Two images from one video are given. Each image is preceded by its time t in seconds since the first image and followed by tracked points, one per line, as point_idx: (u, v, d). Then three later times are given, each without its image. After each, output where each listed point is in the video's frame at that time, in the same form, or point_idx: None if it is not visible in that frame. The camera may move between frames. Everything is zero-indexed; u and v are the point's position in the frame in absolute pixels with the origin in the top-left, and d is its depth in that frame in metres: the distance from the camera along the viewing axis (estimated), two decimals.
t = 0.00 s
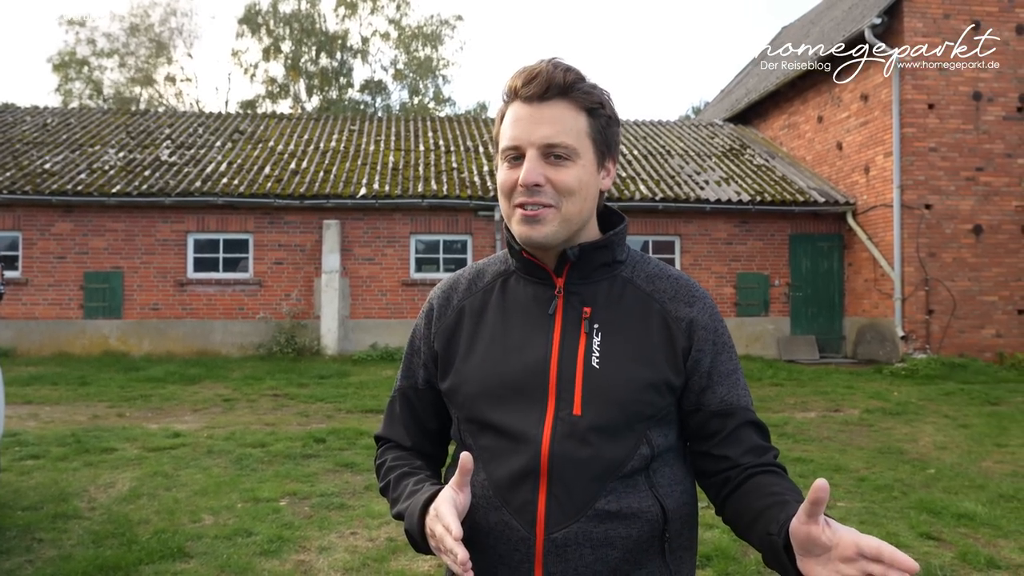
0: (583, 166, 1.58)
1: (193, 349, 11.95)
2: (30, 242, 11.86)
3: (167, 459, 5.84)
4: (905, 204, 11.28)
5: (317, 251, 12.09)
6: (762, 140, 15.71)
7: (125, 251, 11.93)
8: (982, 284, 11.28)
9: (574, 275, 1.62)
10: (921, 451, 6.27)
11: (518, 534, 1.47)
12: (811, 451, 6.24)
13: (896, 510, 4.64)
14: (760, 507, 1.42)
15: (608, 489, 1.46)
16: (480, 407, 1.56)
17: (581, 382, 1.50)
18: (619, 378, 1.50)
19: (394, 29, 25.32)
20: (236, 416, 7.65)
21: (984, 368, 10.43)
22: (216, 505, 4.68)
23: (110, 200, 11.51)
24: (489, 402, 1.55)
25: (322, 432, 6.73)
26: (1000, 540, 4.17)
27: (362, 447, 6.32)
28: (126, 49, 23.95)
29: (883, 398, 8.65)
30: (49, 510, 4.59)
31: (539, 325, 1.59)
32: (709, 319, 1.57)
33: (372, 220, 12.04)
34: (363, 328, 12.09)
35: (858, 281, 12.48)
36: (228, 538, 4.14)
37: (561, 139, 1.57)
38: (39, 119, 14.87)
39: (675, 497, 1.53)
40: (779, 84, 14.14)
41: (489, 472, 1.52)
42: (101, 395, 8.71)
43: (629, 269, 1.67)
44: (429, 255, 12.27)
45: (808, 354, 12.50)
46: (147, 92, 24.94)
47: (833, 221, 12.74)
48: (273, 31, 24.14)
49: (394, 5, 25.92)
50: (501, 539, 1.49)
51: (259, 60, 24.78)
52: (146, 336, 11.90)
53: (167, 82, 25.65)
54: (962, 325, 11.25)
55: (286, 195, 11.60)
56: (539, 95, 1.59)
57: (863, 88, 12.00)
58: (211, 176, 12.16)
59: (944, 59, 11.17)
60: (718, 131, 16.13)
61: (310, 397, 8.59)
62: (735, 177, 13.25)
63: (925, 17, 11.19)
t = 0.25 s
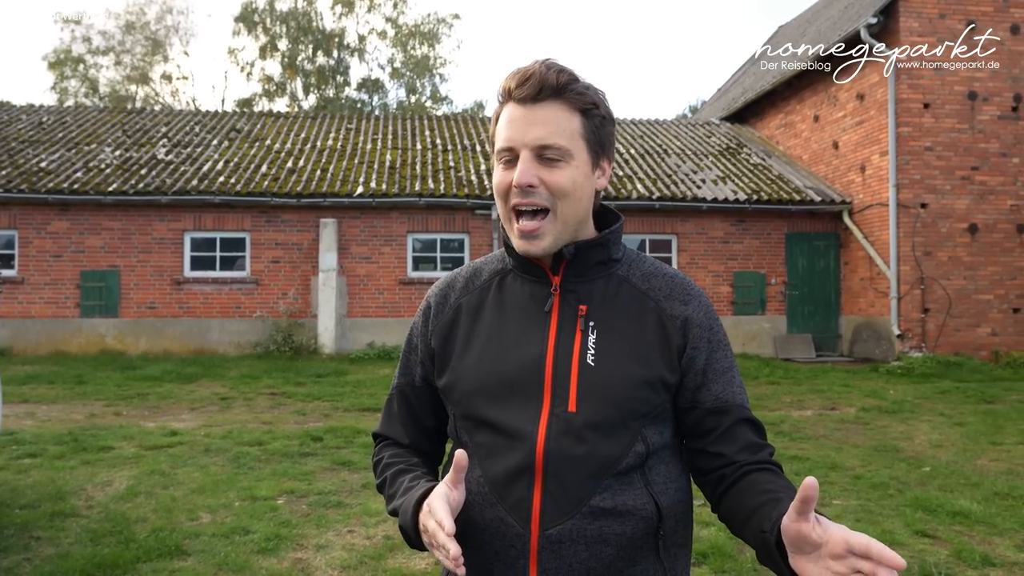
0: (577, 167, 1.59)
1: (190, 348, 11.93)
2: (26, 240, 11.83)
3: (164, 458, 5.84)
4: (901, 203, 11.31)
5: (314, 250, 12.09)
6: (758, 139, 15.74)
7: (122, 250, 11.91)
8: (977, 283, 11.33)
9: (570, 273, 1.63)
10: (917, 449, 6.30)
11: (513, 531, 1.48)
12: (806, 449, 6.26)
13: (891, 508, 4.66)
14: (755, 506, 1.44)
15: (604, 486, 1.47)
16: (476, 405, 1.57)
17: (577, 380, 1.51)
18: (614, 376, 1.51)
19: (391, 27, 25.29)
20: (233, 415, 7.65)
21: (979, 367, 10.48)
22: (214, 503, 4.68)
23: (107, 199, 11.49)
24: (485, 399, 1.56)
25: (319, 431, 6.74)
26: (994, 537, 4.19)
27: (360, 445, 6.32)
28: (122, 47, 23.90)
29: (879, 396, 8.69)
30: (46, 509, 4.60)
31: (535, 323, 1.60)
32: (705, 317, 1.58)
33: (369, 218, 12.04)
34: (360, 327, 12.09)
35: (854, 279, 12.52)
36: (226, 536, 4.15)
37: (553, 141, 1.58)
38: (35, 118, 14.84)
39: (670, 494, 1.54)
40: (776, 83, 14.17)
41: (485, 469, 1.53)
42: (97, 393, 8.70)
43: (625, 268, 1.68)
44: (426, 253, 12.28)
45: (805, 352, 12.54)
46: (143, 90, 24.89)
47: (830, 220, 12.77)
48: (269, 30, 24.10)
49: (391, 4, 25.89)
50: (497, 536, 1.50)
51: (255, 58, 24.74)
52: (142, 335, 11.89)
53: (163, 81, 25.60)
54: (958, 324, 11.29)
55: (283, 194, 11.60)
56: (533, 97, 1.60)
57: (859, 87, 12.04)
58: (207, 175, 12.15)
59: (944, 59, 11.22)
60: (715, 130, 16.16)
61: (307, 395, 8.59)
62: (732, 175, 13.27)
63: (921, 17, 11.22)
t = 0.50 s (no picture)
0: (546, 165, 1.58)
1: (189, 348, 11.94)
2: (24, 241, 11.83)
3: (163, 458, 5.85)
4: (898, 201, 11.33)
5: (313, 250, 12.09)
6: (757, 138, 15.75)
7: (121, 250, 11.91)
8: (975, 281, 11.35)
9: (564, 272, 1.64)
10: (915, 447, 6.32)
11: (511, 529, 1.49)
12: (805, 447, 6.28)
13: (889, 505, 4.68)
14: (751, 512, 1.44)
15: (601, 484, 1.49)
16: (471, 404, 1.58)
17: (572, 377, 1.53)
18: (608, 373, 1.52)
19: (390, 27, 25.29)
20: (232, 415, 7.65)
21: (977, 365, 10.50)
22: (213, 503, 4.69)
23: (105, 199, 11.49)
24: (481, 397, 1.57)
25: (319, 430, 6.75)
26: (992, 535, 4.21)
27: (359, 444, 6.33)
28: (120, 47, 23.88)
29: (877, 394, 8.71)
30: (45, 508, 4.60)
31: (529, 321, 1.61)
32: (699, 313, 1.60)
33: (368, 218, 12.05)
34: (359, 326, 12.10)
35: (852, 278, 12.54)
36: (225, 535, 4.16)
37: (521, 140, 1.58)
38: (33, 118, 14.83)
39: (667, 491, 1.55)
40: (774, 82, 14.17)
41: (482, 468, 1.54)
42: (97, 393, 8.71)
43: (619, 265, 1.69)
44: (425, 253, 12.29)
45: (803, 351, 12.56)
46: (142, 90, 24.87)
47: (828, 218, 12.79)
48: (268, 29, 24.07)
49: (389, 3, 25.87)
50: (494, 535, 1.51)
51: (254, 58, 24.72)
52: (141, 335, 11.89)
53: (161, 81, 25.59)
54: (956, 322, 11.31)
55: (282, 194, 11.61)
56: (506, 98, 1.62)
57: (858, 86, 12.06)
58: (206, 175, 12.15)
59: (944, 59, 11.24)
60: (713, 129, 16.17)
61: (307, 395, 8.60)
62: (730, 174, 13.29)
63: (920, 15, 11.18)
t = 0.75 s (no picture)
0: (562, 162, 1.60)
1: (189, 348, 11.95)
2: (24, 241, 11.84)
3: (163, 457, 5.86)
4: (897, 200, 11.33)
5: (312, 249, 12.09)
6: (756, 137, 15.76)
7: (120, 250, 11.91)
8: (974, 280, 11.37)
9: (561, 267, 1.65)
10: (914, 445, 6.33)
11: (504, 522, 1.50)
12: (804, 445, 6.29)
13: (888, 503, 4.69)
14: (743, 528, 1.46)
15: (595, 479, 1.49)
16: (467, 397, 1.58)
17: (568, 372, 1.54)
18: (603, 370, 1.53)
19: (389, 26, 25.29)
20: (232, 414, 7.66)
21: (976, 363, 10.52)
22: (213, 502, 4.70)
23: (105, 198, 11.50)
24: (477, 390, 1.57)
25: (318, 429, 6.76)
26: (990, 532, 4.22)
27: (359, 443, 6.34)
28: (119, 47, 23.85)
29: (876, 393, 8.72)
30: (45, 508, 4.61)
31: (526, 316, 1.62)
32: (694, 309, 1.60)
33: (368, 217, 12.06)
34: (358, 325, 12.11)
35: (851, 277, 12.55)
36: (225, 534, 4.17)
37: (539, 136, 1.59)
38: (32, 118, 14.82)
39: (661, 487, 1.56)
40: (773, 81, 14.18)
41: (477, 461, 1.55)
42: (96, 393, 8.72)
43: (616, 262, 1.69)
44: (425, 252, 12.29)
45: (802, 349, 12.57)
46: (141, 90, 24.87)
47: (827, 217, 12.80)
48: (266, 29, 24.06)
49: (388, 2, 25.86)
50: (487, 528, 1.52)
51: (253, 57, 24.72)
52: (141, 335, 11.89)
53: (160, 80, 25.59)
54: (955, 320, 11.33)
55: (281, 193, 11.61)
56: (519, 94, 1.62)
57: (856, 85, 12.06)
58: (205, 174, 12.16)
59: (944, 59, 11.27)
60: (712, 127, 16.17)
61: (306, 394, 8.61)
62: (729, 173, 13.30)
63: (917, 14, 11.23)
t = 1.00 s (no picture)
0: (583, 156, 1.62)
1: (188, 345, 11.94)
2: (23, 238, 11.82)
3: (162, 454, 5.86)
4: (897, 196, 11.32)
5: (311, 246, 12.09)
6: (755, 133, 15.75)
7: (119, 247, 11.90)
8: (974, 277, 11.36)
9: (568, 260, 1.65)
10: (912, 441, 6.34)
11: (509, 515, 1.48)
12: (803, 442, 6.29)
13: (887, 499, 4.69)
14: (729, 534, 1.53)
15: (600, 471, 1.50)
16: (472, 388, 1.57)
17: (575, 365, 1.53)
18: (610, 363, 1.53)
19: (388, 23, 25.25)
20: (231, 411, 7.66)
21: (975, 360, 10.52)
22: (212, 498, 4.70)
23: (104, 195, 11.48)
24: (483, 382, 1.56)
25: (318, 426, 6.76)
26: (988, 528, 4.23)
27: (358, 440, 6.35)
28: (118, 43, 23.76)
29: (876, 389, 8.73)
30: (45, 504, 4.61)
31: (533, 308, 1.62)
32: (696, 306, 1.62)
33: (367, 214, 12.05)
34: (357, 322, 12.11)
35: (851, 273, 12.56)
36: (225, 531, 4.17)
37: (564, 130, 1.60)
38: (31, 115, 14.80)
39: (663, 482, 1.57)
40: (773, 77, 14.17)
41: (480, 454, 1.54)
42: (95, 390, 8.71)
43: (619, 258, 1.70)
44: (424, 249, 12.29)
45: (802, 346, 12.58)
46: (140, 87, 24.84)
47: (827, 213, 12.79)
48: (266, 26, 24.00)
49: None
50: (490, 521, 1.50)
51: (252, 54, 24.69)
52: (140, 332, 11.89)
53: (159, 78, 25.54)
54: (954, 317, 11.34)
55: (280, 190, 11.61)
56: (544, 86, 1.61)
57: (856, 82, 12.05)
58: (204, 171, 12.14)
59: (944, 59, 11.28)
60: (712, 124, 16.16)
61: (305, 391, 8.61)
62: (729, 170, 13.30)
63: (917, 11, 11.20)
